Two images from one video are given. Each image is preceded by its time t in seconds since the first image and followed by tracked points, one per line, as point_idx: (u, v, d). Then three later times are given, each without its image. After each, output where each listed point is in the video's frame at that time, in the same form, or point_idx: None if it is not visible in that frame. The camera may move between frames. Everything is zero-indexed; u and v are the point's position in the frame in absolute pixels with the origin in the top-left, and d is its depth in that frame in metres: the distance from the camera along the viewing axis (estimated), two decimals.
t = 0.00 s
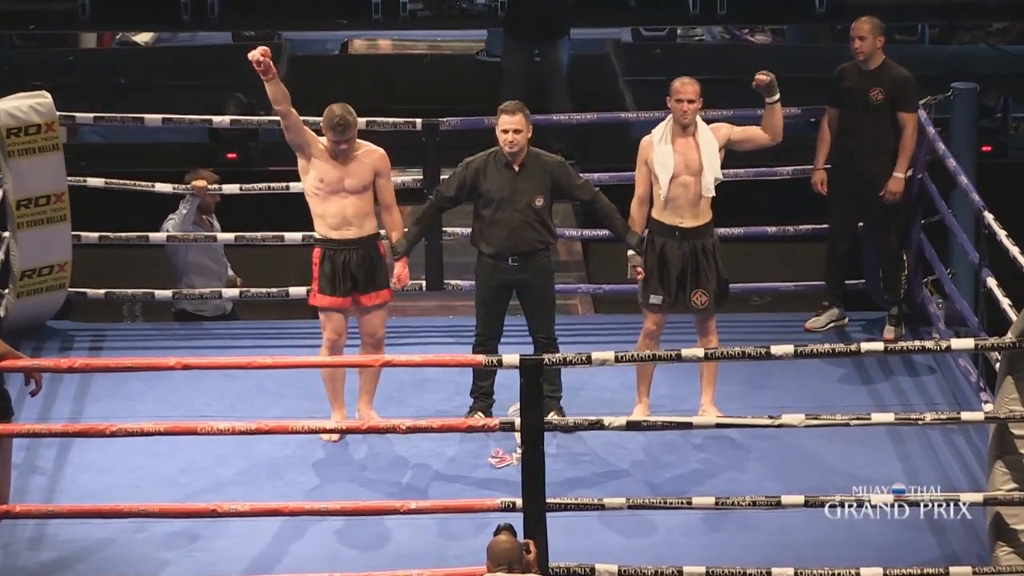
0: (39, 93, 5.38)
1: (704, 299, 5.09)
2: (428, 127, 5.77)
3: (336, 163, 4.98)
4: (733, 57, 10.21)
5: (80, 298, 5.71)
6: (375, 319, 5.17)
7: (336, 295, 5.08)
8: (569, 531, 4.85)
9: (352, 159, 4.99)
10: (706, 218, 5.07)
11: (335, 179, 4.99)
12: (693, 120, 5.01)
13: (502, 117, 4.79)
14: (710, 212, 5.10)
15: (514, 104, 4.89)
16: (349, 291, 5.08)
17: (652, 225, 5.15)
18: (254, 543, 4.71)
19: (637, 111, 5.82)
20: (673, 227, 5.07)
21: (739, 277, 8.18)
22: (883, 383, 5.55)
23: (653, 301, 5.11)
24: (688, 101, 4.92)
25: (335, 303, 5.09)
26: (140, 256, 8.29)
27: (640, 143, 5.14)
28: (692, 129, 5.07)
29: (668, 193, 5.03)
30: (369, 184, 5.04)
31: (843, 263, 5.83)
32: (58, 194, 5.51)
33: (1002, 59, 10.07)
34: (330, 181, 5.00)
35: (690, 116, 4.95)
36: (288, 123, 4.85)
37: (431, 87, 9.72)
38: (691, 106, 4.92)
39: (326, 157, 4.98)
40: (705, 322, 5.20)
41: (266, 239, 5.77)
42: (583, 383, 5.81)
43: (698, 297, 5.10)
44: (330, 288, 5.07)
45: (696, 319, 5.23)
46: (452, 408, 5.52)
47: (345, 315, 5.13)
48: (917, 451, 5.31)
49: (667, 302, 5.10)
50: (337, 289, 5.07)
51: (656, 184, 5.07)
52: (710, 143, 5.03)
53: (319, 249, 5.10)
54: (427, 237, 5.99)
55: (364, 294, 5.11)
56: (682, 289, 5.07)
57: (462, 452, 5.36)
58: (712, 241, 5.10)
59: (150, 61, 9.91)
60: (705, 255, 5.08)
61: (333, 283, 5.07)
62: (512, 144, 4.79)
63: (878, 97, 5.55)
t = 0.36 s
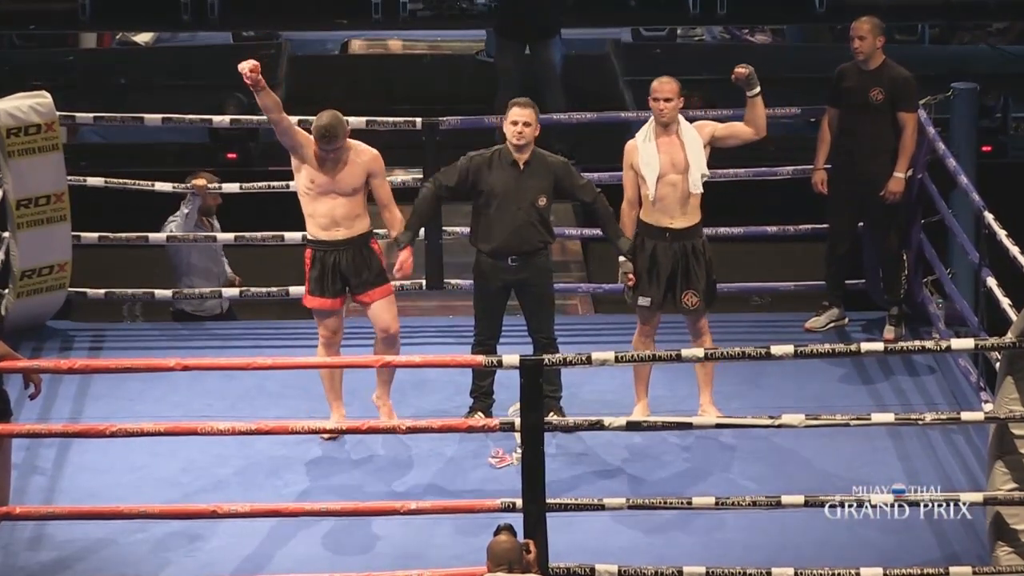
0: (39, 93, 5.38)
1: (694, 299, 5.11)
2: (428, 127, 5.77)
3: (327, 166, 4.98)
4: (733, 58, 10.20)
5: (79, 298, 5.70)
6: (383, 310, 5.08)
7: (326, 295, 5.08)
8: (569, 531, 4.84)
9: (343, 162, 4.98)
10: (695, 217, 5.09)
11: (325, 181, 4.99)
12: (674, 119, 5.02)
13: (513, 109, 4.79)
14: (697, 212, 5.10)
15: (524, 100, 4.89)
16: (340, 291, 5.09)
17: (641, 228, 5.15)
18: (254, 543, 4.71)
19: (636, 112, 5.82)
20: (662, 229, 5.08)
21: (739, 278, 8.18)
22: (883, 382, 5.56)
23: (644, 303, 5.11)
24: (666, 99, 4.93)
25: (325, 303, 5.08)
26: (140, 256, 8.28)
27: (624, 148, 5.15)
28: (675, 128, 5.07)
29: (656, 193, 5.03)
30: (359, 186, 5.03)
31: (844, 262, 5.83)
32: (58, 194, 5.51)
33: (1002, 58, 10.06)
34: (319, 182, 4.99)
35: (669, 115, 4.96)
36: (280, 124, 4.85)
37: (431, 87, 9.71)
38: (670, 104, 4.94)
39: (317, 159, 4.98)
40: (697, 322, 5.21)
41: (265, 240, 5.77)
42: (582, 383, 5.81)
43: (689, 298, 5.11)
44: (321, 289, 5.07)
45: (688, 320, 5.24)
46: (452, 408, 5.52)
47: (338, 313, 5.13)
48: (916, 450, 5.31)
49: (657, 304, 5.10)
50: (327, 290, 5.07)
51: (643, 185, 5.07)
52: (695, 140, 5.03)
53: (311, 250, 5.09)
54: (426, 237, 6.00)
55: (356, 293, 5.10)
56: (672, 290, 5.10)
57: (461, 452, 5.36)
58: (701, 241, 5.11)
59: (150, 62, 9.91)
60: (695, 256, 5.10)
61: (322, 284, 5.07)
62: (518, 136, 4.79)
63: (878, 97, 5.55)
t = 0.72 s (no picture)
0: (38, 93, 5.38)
1: (692, 299, 5.11)
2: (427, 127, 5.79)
3: (341, 161, 4.92)
4: (733, 57, 10.20)
5: (80, 297, 5.71)
6: (380, 329, 5.09)
7: (332, 305, 5.03)
8: (569, 530, 4.85)
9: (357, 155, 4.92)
10: (692, 216, 5.09)
11: (340, 179, 4.93)
12: (665, 121, 4.99)
13: (502, 114, 4.78)
14: (693, 211, 5.10)
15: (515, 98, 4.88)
16: (345, 303, 5.02)
17: (636, 229, 5.16)
18: (255, 543, 4.71)
19: (636, 112, 5.83)
20: (660, 230, 5.09)
21: (739, 278, 8.21)
22: (883, 383, 5.56)
23: (642, 304, 5.14)
24: (655, 104, 4.89)
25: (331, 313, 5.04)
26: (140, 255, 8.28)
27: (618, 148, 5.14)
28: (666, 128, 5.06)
29: (651, 195, 5.04)
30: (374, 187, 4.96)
31: (843, 262, 5.82)
32: (58, 194, 5.51)
33: (1002, 57, 10.06)
34: (334, 182, 4.93)
35: (659, 118, 4.92)
36: (294, 116, 4.81)
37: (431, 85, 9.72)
38: (660, 107, 4.90)
39: (332, 155, 4.93)
40: (694, 322, 5.21)
41: (265, 239, 5.77)
42: (582, 384, 5.81)
43: (686, 297, 5.11)
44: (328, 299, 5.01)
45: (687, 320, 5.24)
46: (452, 409, 5.52)
47: (345, 321, 5.10)
48: (916, 450, 5.31)
49: (656, 304, 5.12)
50: (333, 299, 5.02)
51: (637, 188, 5.08)
52: (687, 140, 5.02)
53: (320, 259, 5.04)
54: (426, 237, 5.99)
55: (361, 306, 5.03)
56: (670, 290, 5.09)
57: (461, 452, 5.36)
58: (698, 241, 5.12)
59: (149, 62, 9.91)
60: (692, 256, 5.10)
61: (330, 293, 5.01)
62: (512, 141, 4.80)
63: (878, 96, 5.56)
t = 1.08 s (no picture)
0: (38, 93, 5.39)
1: (689, 297, 5.11)
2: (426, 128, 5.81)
3: (369, 160, 4.94)
4: (733, 57, 10.21)
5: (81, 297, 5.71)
6: (395, 332, 5.10)
7: (357, 309, 4.99)
8: (568, 530, 4.85)
9: (384, 154, 4.96)
10: (690, 215, 5.11)
11: (367, 178, 4.93)
12: (665, 125, 5.00)
13: (506, 113, 4.79)
14: (689, 211, 5.12)
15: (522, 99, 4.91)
16: (371, 307, 5.00)
17: (633, 227, 5.16)
18: (255, 542, 4.72)
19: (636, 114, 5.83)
20: (657, 227, 5.09)
21: (740, 279, 8.25)
22: (883, 383, 5.56)
23: (642, 302, 5.12)
24: (657, 110, 4.91)
25: (356, 317, 5.00)
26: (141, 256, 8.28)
27: (615, 147, 5.13)
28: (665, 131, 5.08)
29: (647, 197, 5.05)
30: (397, 186, 4.98)
31: (843, 263, 5.83)
32: (58, 194, 5.52)
33: (1003, 57, 10.07)
34: (361, 181, 4.93)
35: (660, 123, 4.94)
36: (323, 113, 4.82)
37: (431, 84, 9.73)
38: (662, 113, 4.92)
39: (359, 154, 4.94)
40: (693, 322, 5.21)
41: (265, 239, 5.76)
42: (582, 384, 5.81)
43: (683, 296, 5.11)
44: (353, 303, 4.99)
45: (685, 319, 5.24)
46: (452, 410, 5.52)
47: (364, 325, 5.05)
48: (915, 450, 5.31)
49: (654, 302, 5.12)
50: (358, 303, 4.98)
51: (634, 189, 5.08)
52: (684, 143, 5.04)
53: (345, 262, 5.01)
54: (426, 237, 5.98)
55: (388, 309, 5.02)
56: (668, 289, 5.09)
57: (461, 452, 5.36)
58: (695, 239, 5.13)
59: (149, 61, 9.92)
60: (689, 254, 5.11)
61: (355, 297, 4.98)
62: (515, 141, 4.82)
63: (878, 96, 5.57)
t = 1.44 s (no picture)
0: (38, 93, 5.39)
1: (684, 296, 5.11)
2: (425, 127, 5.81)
3: (370, 163, 4.96)
4: (733, 57, 10.20)
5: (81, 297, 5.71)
6: (397, 333, 5.10)
7: (359, 309, 5.00)
8: (568, 530, 4.85)
9: (387, 157, 4.97)
10: (684, 216, 5.11)
11: (369, 180, 4.95)
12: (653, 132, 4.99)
13: (501, 111, 4.80)
14: (684, 212, 5.11)
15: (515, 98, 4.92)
16: (372, 306, 4.99)
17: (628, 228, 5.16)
18: (255, 543, 4.72)
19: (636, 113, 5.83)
20: (651, 227, 5.09)
21: (738, 279, 8.22)
22: (882, 383, 5.55)
23: (635, 302, 5.12)
24: (644, 118, 4.90)
25: (358, 316, 5.01)
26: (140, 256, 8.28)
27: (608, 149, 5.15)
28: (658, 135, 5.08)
29: (641, 199, 5.06)
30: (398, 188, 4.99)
31: (843, 262, 5.83)
32: (58, 194, 5.51)
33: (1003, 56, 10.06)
34: (362, 184, 4.95)
35: (649, 130, 4.94)
36: (324, 120, 4.84)
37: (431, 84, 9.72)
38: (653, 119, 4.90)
39: (361, 158, 4.96)
40: (689, 323, 5.21)
41: (264, 239, 5.76)
42: (582, 384, 5.81)
43: (678, 295, 5.11)
44: (354, 302, 4.99)
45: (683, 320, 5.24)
46: (452, 410, 5.52)
47: (366, 327, 5.06)
48: (914, 451, 5.31)
49: (647, 302, 5.12)
50: (359, 302, 4.99)
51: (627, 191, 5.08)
52: (678, 150, 5.06)
53: (345, 261, 5.01)
54: (426, 237, 5.98)
55: (388, 309, 5.01)
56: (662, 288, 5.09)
57: (461, 452, 5.36)
58: (689, 238, 5.13)
59: (149, 62, 9.91)
60: (684, 254, 5.11)
61: (356, 296, 4.99)
62: (509, 137, 4.83)
63: (878, 96, 5.61)
